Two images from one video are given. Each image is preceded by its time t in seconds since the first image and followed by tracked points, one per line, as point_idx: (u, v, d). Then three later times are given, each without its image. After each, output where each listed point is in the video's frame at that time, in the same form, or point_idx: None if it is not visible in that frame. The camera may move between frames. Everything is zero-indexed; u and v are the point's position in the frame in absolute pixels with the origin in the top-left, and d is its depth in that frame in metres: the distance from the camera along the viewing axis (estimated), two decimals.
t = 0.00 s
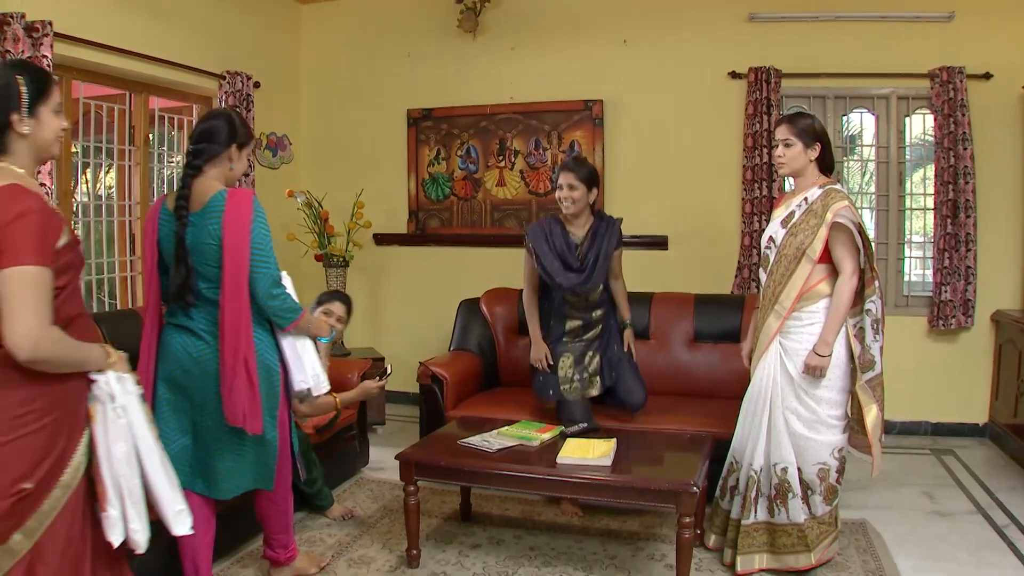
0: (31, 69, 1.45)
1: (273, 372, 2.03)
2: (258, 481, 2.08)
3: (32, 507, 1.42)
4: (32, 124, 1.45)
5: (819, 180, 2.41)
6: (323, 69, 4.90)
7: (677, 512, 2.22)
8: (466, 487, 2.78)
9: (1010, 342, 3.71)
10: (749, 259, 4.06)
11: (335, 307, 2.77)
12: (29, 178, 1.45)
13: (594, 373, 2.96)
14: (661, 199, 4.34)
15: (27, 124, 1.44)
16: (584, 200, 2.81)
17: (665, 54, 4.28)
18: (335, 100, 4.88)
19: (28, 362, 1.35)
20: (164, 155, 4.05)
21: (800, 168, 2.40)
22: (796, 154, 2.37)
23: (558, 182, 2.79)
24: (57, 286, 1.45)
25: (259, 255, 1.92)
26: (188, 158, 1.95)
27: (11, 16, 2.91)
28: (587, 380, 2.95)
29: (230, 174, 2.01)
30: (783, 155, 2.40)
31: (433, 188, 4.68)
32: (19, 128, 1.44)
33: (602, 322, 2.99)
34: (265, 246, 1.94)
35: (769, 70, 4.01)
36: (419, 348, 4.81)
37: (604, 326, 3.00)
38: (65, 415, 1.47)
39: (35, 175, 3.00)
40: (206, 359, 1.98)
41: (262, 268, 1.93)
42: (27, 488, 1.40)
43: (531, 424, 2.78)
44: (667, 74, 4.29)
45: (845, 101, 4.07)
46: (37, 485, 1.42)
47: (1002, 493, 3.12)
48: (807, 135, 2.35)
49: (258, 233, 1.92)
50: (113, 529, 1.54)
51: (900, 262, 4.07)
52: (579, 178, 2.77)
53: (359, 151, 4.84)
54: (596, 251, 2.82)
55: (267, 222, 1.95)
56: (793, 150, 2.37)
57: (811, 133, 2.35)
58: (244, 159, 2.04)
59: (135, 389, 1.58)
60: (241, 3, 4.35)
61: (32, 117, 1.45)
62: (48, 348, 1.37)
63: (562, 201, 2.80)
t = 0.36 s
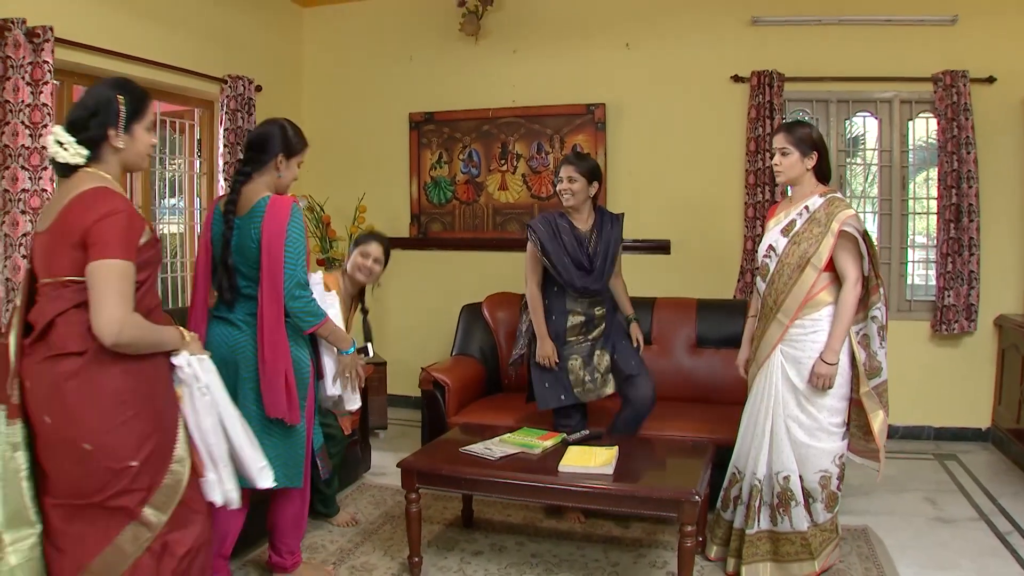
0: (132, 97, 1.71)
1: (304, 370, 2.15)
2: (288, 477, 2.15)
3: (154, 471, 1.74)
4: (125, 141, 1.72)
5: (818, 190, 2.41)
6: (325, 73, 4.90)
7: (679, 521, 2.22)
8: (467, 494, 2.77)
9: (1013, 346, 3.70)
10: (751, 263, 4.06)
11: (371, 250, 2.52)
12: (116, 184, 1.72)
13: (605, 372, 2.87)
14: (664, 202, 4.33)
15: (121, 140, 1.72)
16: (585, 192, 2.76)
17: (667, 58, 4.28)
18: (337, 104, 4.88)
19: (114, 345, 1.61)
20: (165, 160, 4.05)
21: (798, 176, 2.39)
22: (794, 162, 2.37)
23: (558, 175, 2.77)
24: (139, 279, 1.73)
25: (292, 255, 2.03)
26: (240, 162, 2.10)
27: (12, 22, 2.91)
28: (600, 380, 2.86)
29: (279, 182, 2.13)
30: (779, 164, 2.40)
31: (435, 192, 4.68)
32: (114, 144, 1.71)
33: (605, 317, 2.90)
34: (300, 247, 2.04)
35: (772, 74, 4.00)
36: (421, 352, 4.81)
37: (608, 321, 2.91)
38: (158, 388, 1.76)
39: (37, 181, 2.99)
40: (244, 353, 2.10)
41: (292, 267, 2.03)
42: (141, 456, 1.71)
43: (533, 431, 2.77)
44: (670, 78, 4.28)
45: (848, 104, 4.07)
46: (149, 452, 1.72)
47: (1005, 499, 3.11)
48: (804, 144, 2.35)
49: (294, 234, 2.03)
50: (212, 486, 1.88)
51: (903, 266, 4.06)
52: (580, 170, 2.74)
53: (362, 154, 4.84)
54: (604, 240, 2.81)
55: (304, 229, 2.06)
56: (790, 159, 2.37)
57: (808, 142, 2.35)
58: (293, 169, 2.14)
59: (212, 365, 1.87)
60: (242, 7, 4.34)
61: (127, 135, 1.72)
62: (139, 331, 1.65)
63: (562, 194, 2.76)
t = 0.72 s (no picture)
0: (218, 125, 1.88)
1: (302, 366, 2.41)
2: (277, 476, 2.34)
3: (215, 469, 1.89)
4: (207, 164, 1.89)
5: (817, 198, 2.40)
6: (327, 75, 4.89)
7: (680, 529, 2.21)
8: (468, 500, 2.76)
9: (1016, 351, 3.69)
10: (753, 267, 4.05)
11: (375, 187, 2.85)
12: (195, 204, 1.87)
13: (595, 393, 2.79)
14: (665, 205, 4.32)
15: (205, 163, 1.88)
16: (601, 198, 2.77)
17: (669, 60, 4.27)
18: (338, 106, 4.87)
19: (199, 353, 1.77)
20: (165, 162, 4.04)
21: (796, 184, 2.39)
22: (792, 170, 2.37)
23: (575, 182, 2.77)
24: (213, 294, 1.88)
25: (293, 251, 2.30)
26: (264, 170, 2.41)
27: (12, 26, 2.90)
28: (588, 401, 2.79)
29: (296, 187, 2.42)
30: (778, 171, 2.39)
31: (436, 194, 4.67)
32: (199, 165, 1.87)
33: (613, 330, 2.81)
34: (303, 245, 2.31)
35: (774, 77, 3.99)
36: (422, 354, 4.80)
37: (616, 335, 2.81)
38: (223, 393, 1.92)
39: (37, 185, 2.99)
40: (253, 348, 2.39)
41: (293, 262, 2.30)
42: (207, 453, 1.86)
43: (533, 437, 2.77)
44: (671, 80, 4.27)
45: (851, 108, 4.06)
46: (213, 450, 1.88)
47: (1006, 504, 3.10)
48: (803, 153, 2.35)
49: (298, 234, 2.31)
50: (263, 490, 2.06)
51: (905, 270, 4.05)
52: (597, 176, 2.74)
53: (363, 156, 4.83)
54: (602, 247, 2.78)
55: (308, 232, 2.33)
56: (788, 166, 2.36)
57: (807, 150, 2.35)
58: (307, 175, 2.42)
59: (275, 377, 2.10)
60: (243, 9, 4.33)
61: (211, 160, 1.89)
62: (217, 344, 1.80)
63: (580, 200, 2.78)
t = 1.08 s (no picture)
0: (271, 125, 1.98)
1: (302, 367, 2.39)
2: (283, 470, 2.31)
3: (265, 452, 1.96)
4: (263, 161, 1.98)
5: (820, 197, 2.39)
6: (326, 71, 4.87)
7: (679, 529, 2.21)
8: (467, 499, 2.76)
9: (1015, 349, 3.68)
10: (752, 264, 4.05)
11: (394, 177, 2.81)
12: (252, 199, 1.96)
13: (611, 395, 2.82)
14: (665, 202, 4.32)
15: (261, 161, 1.97)
16: (605, 195, 2.76)
17: (669, 57, 4.25)
18: (337, 102, 4.86)
19: (260, 342, 1.84)
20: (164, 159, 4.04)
21: (798, 183, 2.38)
22: (794, 169, 2.36)
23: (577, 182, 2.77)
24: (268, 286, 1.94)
25: (291, 252, 2.28)
26: (275, 177, 2.45)
27: (10, 25, 2.89)
28: (604, 402, 2.82)
29: (298, 190, 2.46)
30: (780, 170, 2.38)
31: (436, 191, 4.66)
32: (256, 162, 1.96)
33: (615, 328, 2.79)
34: (299, 245, 2.30)
35: (774, 74, 3.98)
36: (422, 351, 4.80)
37: (621, 334, 2.80)
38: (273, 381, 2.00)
39: (36, 183, 2.99)
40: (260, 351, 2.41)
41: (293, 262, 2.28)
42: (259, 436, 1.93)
43: (533, 436, 2.76)
44: (672, 77, 4.26)
45: (851, 105, 4.04)
46: (264, 433, 1.95)
47: (1005, 503, 3.10)
48: (806, 152, 2.34)
49: (293, 235, 2.30)
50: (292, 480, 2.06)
51: (905, 267, 4.05)
52: (598, 174, 2.73)
53: (363, 152, 4.82)
54: (600, 248, 2.76)
55: (300, 231, 2.31)
56: (791, 165, 2.36)
57: (810, 150, 2.34)
58: (309, 178, 2.45)
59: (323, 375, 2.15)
60: (242, 5, 4.32)
61: (266, 158, 1.98)
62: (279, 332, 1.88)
63: (583, 198, 2.77)
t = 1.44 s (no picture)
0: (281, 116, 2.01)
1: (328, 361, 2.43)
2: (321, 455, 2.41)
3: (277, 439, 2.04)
4: (274, 152, 2.01)
5: (825, 188, 2.38)
6: (324, 60, 4.84)
7: (678, 522, 2.22)
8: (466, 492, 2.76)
9: (1015, 341, 3.68)
10: (753, 254, 4.04)
11: (422, 164, 2.83)
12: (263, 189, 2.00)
13: (592, 391, 2.85)
14: (665, 192, 4.30)
15: (272, 152, 2.01)
16: (590, 190, 2.75)
17: (670, 46, 4.23)
18: (336, 91, 4.83)
19: (269, 329, 1.90)
20: (162, 149, 4.02)
21: (803, 173, 2.37)
22: (799, 159, 2.34)
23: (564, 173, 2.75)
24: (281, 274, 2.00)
25: (312, 249, 2.30)
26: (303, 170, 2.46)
27: (6, 15, 2.87)
28: (586, 398, 2.87)
29: (325, 186, 2.46)
30: (784, 160, 2.37)
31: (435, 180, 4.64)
32: (266, 154, 2.00)
33: (596, 321, 2.81)
34: (320, 242, 2.30)
35: (775, 63, 3.96)
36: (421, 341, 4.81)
37: (602, 327, 2.81)
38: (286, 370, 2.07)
39: (33, 175, 2.97)
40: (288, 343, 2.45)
41: (312, 260, 2.30)
42: (270, 424, 2.01)
43: (531, 428, 2.76)
44: (672, 66, 4.23)
45: (852, 95, 4.02)
46: (275, 421, 2.03)
47: (1004, 495, 3.11)
48: (812, 143, 2.32)
49: (315, 231, 2.31)
50: (294, 457, 2.12)
51: (905, 258, 4.04)
52: (583, 168, 2.72)
53: (362, 142, 4.80)
54: (584, 240, 2.77)
55: (319, 230, 2.31)
56: (795, 155, 2.34)
57: (816, 141, 2.32)
58: (330, 175, 2.44)
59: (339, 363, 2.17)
60: None
61: (276, 148, 2.02)
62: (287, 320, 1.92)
63: (569, 193, 2.76)
